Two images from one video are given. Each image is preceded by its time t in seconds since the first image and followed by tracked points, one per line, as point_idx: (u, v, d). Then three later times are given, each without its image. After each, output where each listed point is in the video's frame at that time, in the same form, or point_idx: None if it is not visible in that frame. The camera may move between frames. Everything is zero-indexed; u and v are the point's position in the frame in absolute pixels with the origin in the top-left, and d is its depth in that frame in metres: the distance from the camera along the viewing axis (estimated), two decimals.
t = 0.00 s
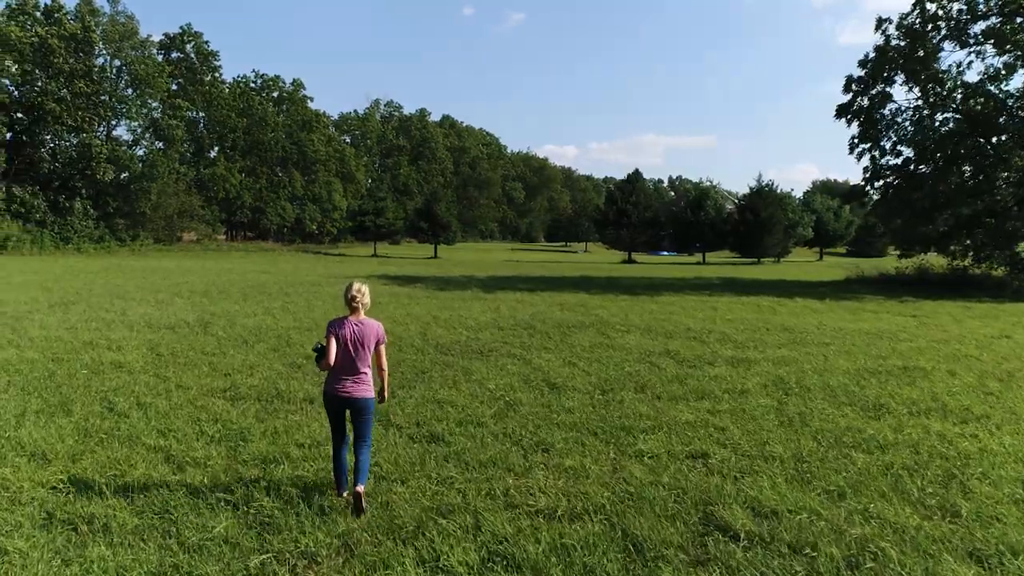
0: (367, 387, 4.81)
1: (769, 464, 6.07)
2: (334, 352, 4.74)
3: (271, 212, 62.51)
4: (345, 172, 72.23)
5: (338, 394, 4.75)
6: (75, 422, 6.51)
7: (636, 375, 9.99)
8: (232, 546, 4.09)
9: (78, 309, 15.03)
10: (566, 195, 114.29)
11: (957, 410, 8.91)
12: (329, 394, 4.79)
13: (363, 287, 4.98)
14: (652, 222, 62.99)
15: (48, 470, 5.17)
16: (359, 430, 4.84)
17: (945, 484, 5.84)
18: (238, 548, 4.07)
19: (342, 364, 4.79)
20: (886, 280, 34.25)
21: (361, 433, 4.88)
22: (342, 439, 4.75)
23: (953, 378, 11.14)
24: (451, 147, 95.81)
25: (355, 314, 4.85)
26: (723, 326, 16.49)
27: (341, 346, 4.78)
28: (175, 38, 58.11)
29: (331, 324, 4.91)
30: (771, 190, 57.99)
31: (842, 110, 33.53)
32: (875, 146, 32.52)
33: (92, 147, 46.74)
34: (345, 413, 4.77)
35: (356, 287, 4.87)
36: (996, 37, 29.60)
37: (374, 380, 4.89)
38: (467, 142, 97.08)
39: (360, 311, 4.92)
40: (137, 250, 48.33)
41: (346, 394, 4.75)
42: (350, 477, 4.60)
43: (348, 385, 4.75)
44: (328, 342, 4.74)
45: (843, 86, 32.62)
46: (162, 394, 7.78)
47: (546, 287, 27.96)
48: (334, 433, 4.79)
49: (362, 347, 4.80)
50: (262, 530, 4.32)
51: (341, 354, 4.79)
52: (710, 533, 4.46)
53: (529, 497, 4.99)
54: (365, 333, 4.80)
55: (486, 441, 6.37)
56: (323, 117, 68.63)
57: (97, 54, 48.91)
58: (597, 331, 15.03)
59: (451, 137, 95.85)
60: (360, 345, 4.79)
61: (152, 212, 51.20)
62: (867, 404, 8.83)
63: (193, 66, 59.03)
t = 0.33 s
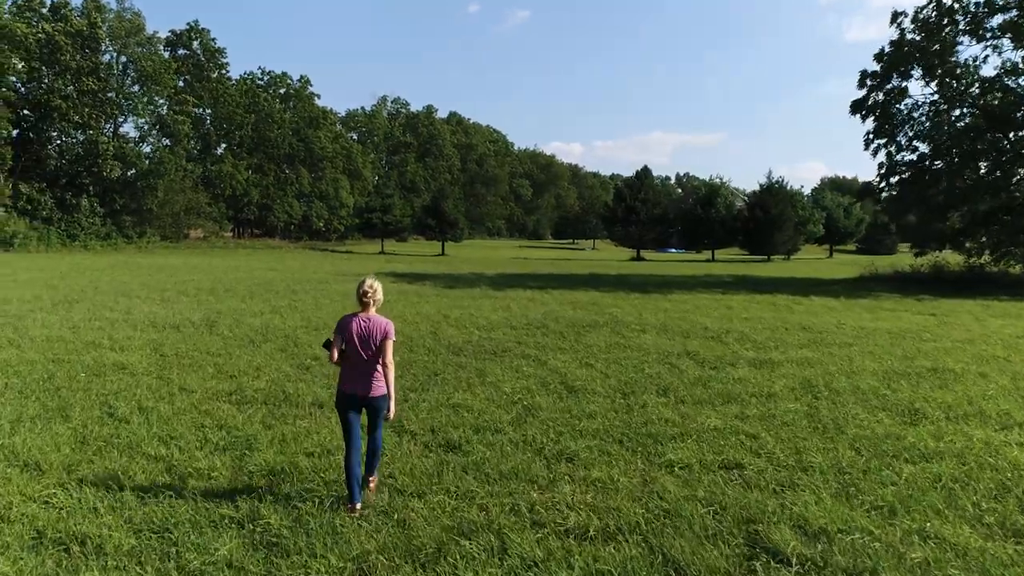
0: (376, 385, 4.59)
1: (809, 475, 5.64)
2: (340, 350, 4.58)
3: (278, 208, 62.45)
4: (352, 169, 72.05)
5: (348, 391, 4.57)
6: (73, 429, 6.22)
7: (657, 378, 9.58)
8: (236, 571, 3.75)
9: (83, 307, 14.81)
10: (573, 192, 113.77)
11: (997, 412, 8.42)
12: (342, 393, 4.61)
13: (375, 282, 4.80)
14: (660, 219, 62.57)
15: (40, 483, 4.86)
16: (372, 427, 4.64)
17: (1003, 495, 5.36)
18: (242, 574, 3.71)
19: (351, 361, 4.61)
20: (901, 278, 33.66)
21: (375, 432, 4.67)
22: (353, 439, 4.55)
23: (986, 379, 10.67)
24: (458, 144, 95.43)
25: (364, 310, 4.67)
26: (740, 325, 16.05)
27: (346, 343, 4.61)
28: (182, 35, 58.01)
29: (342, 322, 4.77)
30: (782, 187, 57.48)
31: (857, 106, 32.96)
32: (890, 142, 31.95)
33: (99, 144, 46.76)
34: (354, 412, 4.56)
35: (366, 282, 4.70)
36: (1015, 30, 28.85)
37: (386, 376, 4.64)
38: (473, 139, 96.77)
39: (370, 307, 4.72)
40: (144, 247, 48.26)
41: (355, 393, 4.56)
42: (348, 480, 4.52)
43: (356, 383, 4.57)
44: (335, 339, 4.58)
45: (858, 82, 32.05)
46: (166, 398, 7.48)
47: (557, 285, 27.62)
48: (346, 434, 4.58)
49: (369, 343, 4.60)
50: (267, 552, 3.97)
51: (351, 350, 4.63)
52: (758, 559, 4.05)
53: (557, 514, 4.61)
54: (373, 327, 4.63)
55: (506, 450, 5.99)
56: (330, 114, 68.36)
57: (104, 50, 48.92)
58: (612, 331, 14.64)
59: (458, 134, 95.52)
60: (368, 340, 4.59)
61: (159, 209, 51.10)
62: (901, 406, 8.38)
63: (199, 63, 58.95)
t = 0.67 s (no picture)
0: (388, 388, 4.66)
1: (845, 494, 5.26)
2: (351, 352, 4.62)
3: (278, 208, 62.24)
4: (353, 168, 71.76)
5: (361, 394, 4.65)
6: (59, 443, 5.87)
7: (671, 384, 9.20)
8: None
9: (77, 309, 14.47)
10: (574, 192, 113.46)
11: None
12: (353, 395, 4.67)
13: (385, 285, 4.85)
14: (663, 219, 62.29)
15: (18, 506, 4.51)
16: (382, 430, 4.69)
17: None
18: None
19: (361, 363, 4.66)
20: (908, 279, 33.31)
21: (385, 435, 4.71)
22: (364, 441, 4.60)
23: (1011, 385, 10.27)
24: (458, 143, 95.11)
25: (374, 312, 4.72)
26: (750, 329, 15.72)
27: (357, 344, 4.64)
28: (182, 33, 57.69)
29: (351, 325, 4.80)
30: (785, 186, 57.26)
31: (863, 105, 32.67)
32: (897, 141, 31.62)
33: (98, 144, 46.51)
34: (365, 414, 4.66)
35: (377, 284, 4.76)
36: None
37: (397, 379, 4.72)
38: (474, 138, 96.51)
39: (380, 309, 4.76)
40: (144, 247, 48.10)
41: (367, 395, 4.60)
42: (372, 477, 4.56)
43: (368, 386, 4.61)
44: (346, 342, 4.61)
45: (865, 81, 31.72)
46: (160, 408, 7.11)
47: (560, 286, 27.31)
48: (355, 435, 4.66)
49: (381, 346, 4.67)
50: None
51: (361, 353, 4.67)
52: None
53: (578, 541, 4.25)
54: (384, 331, 4.70)
55: (518, 466, 5.62)
56: (330, 113, 68.00)
57: (102, 49, 48.62)
58: (619, 334, 14.30)
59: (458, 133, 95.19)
60: (380, 344, 4.66)
61: (158, 209, 50.91)
62: (929, 415, 7.98)
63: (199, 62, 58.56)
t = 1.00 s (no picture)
0: (393, 397, 4.44)
1: (884, 518, 4.86)
2: (355, 359, 4.36)
3: (278, 208, 61.99)
4: (353, 167, 71.46)
5: (363, 404, 4.37)
6: (40, 460, 5.50)
7: (685, 393, 8.83)
8: None
9: (69, 312, 14.10)
10: (575, 191, 113.09)
11: None
12: (352, 405, 4.42)
13: (385, 288, 4.59)
14: (664, 219, 61.99)
15: None
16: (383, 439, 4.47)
17: None
18: None
19: (364, 371, 4.41)
20: (915, 280, 32.95)
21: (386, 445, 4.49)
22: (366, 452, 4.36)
23: None
24: (459, 142, 94.78)
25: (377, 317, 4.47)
26: (760, 333, 15.36)
27: (362, 352, 4.38)
28: (181, 32, 57.25)
29: (350, 330, 4.53)
30: (788, 186, 56.95)
31: (870, 102, 32.35)
32: (905, 138, 31.26)
33: (97, 144, 46.15)
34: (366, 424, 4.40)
35: (379, 288, 4.50)
36: None
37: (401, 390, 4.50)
38: (474, 137, 96.19)
39: (383, 315, 4.52)
40: (142, 247, 47.79)
41: (371, 405, 4.36)
42: (377, 492, 4.33)
43: (372, 394, 4.36)
44: (350, 349, 4.34)
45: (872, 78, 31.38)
46: (152, 420, 6.74)
47: (563, 287, 26.97)
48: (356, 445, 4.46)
49: (387, 353, 4.44)
50: None
51: (363, 360, 4.41)
52: None
53: None
54: (390, 339, 4.45)
55: (529, 487, 5.25)
56: (331, 112, 67.56)
57: (101, 47, 48.22)
58: (626, 338, 13.95)
59: (459, 132, 94.89)
60: (383, 352, 4.43)
61: (157, 209, 50.91)
62: (960, 427, 7.58)
63: (198, 60, 58.17)
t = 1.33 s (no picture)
0: (386, 404, 4.46)
1: (929, 548, 4.48)
2: (347, 367, 4.37)
3: (277, 206, 61.61)
4: (353, 166, 71.05)
5: (353, 412, 4.39)
6: (16, 480, 5.11)
7: (701, 402, 8.44)
8: None
9: (61, 314, 13.71)
10: (575, 190, 112.62)
11: None
12: (344, 412, 4.43)
13: (378, 295, 4.58)
14: (666, 217, 61.64)
15: None
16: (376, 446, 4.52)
17: None
18: None
19: (356, 379, 4.42)
20: (921, 280, 32.55)
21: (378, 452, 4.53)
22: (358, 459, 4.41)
23: None
24: (459, 140, 94.38)
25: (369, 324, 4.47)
26: (771, 336, 14.97)
27: (353, 359, 4.40)
28: (179, 29, 56.80)
29: (343, 337, 4.53)
30: (790, 185, 56.70)
31: (876, 99, 32.00)
32: (911, 136, 30.88)
33: (94, 142, 45.63)
34: (357, 433, 4.41)
35: (371, 295, 4.49)
36: None
37: (392, 398, 4.52)
38: (474, 136, 95.80)
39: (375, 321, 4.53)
40: (140, 246, 47.40)
41: (364, 413, 4.37)
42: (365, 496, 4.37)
43: (364, 403, 4.37)
44: (341, 356, 4.38)
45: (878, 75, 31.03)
46: (141, 433, 6.33)
47: (565, 287, 26.62)
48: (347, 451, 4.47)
49: (380, 361, 4.44)
50: None
51: (355, 369, 4.42)
52: None
53: None
54: (381, 346, 4.45)
55: (543, 512, 4.86)
56: (330, 110, 67.08)
57: (99, 44, 47.72)
58: (633, 342, 13.58)
59: (460, 130, 94.46)
60: (375, 359, 4.44)
61: (156, 207, 50.59)
62: (993, 440, 7.18)
63: (197, 58, 57.72)
